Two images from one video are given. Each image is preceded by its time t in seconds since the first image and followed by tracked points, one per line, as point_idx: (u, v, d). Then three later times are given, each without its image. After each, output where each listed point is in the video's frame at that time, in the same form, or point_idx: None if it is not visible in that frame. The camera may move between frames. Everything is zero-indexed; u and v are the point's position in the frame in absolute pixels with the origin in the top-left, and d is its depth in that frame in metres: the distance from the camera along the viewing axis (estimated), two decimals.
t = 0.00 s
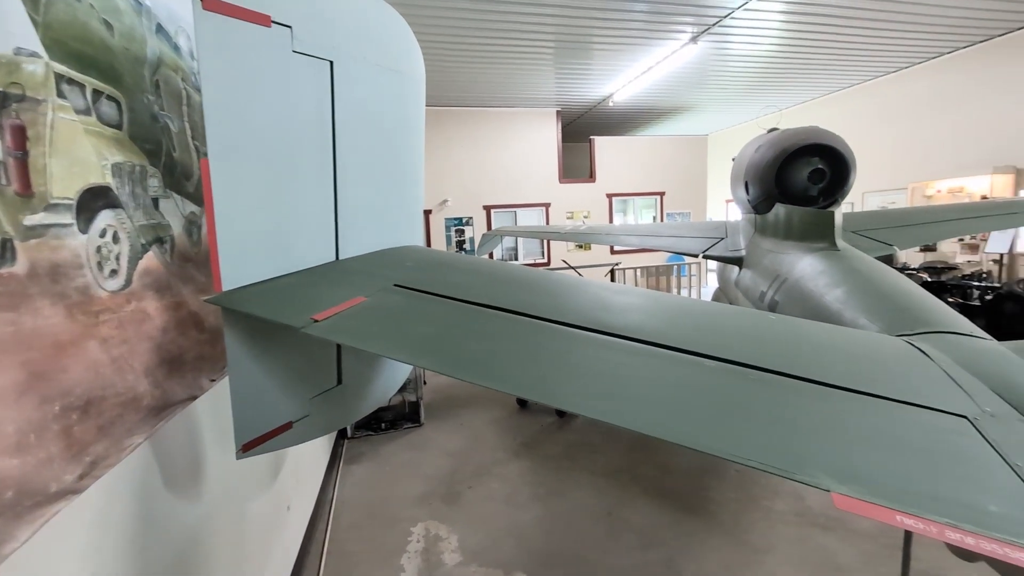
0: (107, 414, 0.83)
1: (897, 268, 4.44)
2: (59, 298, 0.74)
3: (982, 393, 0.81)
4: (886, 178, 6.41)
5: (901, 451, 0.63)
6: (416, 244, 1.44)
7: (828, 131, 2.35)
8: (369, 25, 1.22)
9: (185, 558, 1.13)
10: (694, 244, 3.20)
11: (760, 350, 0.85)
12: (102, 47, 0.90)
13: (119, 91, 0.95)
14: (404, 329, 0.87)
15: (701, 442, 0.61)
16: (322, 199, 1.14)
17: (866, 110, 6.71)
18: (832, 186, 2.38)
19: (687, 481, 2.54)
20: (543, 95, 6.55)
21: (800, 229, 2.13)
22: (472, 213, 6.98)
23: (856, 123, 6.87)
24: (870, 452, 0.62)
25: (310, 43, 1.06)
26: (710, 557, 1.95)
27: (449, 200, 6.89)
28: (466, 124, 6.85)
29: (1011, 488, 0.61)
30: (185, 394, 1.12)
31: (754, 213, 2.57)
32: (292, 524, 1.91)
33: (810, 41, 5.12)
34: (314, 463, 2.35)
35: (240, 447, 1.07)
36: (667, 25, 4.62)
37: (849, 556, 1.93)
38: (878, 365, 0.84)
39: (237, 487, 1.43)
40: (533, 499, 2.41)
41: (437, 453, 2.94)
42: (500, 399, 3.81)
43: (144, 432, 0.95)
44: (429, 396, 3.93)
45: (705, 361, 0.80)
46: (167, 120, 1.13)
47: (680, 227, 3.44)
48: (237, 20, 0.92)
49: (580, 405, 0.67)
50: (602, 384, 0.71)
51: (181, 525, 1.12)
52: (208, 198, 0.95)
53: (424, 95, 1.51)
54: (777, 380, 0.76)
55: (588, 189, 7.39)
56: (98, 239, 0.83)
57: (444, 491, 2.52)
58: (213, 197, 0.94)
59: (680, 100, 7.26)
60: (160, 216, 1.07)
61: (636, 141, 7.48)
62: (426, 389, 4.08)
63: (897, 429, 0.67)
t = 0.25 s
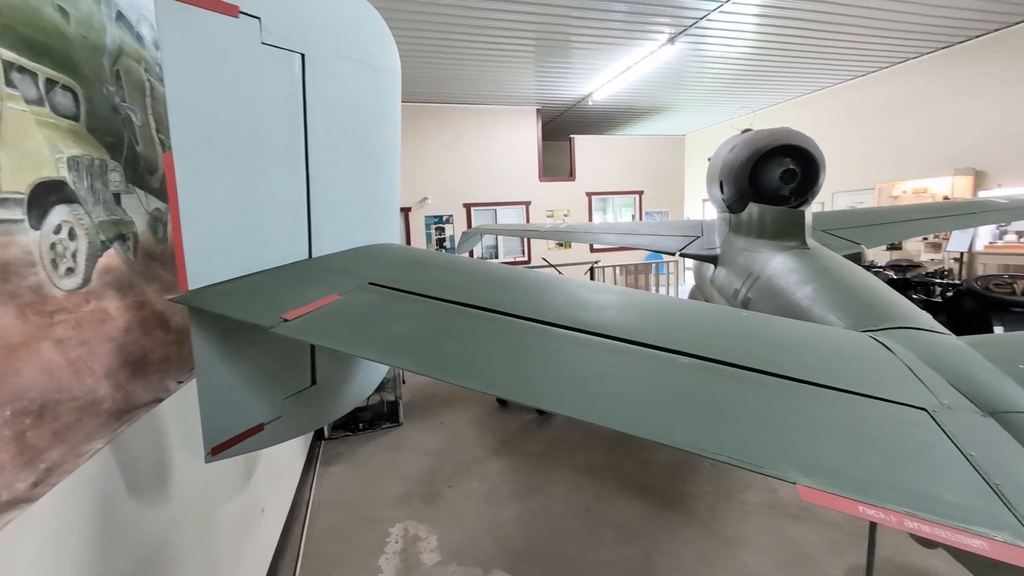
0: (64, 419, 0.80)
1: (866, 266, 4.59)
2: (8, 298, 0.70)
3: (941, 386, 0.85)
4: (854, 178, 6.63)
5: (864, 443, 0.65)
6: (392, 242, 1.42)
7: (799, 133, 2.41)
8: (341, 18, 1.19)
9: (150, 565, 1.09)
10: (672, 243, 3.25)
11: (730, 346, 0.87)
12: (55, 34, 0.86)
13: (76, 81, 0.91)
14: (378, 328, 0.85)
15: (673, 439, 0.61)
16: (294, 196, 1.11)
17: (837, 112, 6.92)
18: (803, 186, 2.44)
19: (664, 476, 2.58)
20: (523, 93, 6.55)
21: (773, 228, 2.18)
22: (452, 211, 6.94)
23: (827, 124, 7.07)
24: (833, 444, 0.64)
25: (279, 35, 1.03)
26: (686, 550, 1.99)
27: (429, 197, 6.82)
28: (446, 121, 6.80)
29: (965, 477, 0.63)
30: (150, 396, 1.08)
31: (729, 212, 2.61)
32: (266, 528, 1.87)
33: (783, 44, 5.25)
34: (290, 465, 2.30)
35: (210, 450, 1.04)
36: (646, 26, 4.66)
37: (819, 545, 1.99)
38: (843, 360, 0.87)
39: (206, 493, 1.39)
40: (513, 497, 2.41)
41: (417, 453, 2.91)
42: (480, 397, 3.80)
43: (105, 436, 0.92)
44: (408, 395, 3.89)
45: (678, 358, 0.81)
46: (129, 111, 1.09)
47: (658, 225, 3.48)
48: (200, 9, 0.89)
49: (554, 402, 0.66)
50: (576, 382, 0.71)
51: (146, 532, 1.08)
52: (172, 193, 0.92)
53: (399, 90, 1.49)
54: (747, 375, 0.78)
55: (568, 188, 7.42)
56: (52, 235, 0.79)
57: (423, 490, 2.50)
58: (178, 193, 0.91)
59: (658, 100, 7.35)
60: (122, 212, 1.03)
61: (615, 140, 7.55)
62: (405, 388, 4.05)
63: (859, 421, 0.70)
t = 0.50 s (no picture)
0: (18, 423, 0.76)
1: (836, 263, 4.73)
2: None
3: (905, 379, 0.88)
4: (826, 178, 6.83)
5: (830, 436, 0.67)
6: (369, 239, 1.40)
7: (773, 133, 2.47)
8: (314, 10, 1.17)
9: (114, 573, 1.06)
10: (650, 240, 3.29)
11: (704, 342, 0.88)
12: (6, 20, 0.81)
13: (30, 70, 0.87)
14: (351, 325, 0.83)
15: (645, 433, 0.62)
16: (265, 191, 1.08)
17: (809, 114, 7.10)
18: (776, 185, 2.50)
19: (642, 471, 2.62)
20: (504, 90, 6.53)
21: (747, 226, 2.23)
22: (433, 208, 6.89)
23: (800, 125, 7.26)
24: (801, 437, 0.66)
25: (249, 25, 1.00)
26: (663, 543, 2.02)
27: (409, 195, 6.75)
28: (426, 117, 6.74)
29: (924, 466, 0.65)
30: (114, 399, 1.04)
31: (705, 211, 2.65)
32: (240, 532, 1.82)
33: (758, 46, 5.36)
34: (265, 467, 2.25)
35: (178, 453, 1.01)
36: (625, 25, 4.70)
37: (791, 535, 2.05)
38: (812, 355, 0.89)
39: (176, 498, 1.35)
40: (493, 494, 2.41)
41: (396, 452, 2.89)
42: (461, 395, 3.79)
43: (64, 441, 0.88)
44: (388, 394, 3.86)
45: (653, 354, 0.82)
46: (90, 103, 1.04)
47: (637, 223, 3.52)
48: None
49: (528, 398, 0.66)
50: (551, 378, 0.71)
51: (111, 539, 1.04)
52: (135, 187, 0.89)
53: (376, 85, 1.46)
54: (720, 371, 0.79)
55: (549, 185, 7.44)
56: (4, 231, 0.76)
57: (402, 490, 2.48)
58: (141, 186, 0.87)
59: (638, 99, 7.43)
60: (82, 207, 0.99)
61: (596, 138, 7.60)
62: (385, 387, 4.01)
63: (826, 414, 0.71)
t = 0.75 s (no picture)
0: None
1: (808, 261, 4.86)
2: None
3: (869, 373, 0.90)
4: (799, 178, 7.01)
5: (796, 429, 0.68)
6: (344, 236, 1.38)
7: (747, 133, 2.52)
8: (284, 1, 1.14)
9: None
10: (629, 238, 3.32)
11: (677, 338, 0.89)
12: None
13: None
14: (322, 323, 0.82)
15: (616, 429, 0.62)
16: (233, 186, 1.05)
17: (784, 115, 7.27)
18: (750, 184, 2.55)
19: (621, 466, 2.65)
20: (485, 87, 6.51)
21: (722, 224, 2.27)
22: (413, 205, 6.82)
23: (775, 125, 7.42)
24: (768, 431, 0.67)
25: (216, 15, 0.97)
26: (641, 536, 2.05)
27: (389, 191, 6.68)
28: (406, 113, 6.67)
29: (884, 457, 0.67)
30: (74, 402, 1.01)
31: (682, 209, 2.69)
32: (212, 536, 1.78)
33: (735, 47, 5.46)
34: (238, 469, 2.20)
35: (143, 456, 0.99)
36: (605, 24, 4.73)
37: (763, 526, 2.10)
38: (781, 351, 0.91)
39: (143, 503, 1.31)
40: (473, 492, 2.41)
41: (375, 452, 2.86)
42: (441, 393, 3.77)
43: (18, 446, 0.85)
44: (367, 394, 3.81)
45: (626, 351, 0.82)
46: (45, 93, 0.99)
47: (616, 221, 3.56)
48: None
49: (500, 395, 0.65)
50: (525, 374, 0.71)
51: (72, 547, 1.01)
52: (93, 180, 0.85)
53: (350, 80, 1.44)
54: (690, 366, 0.80)
55: (530, 183, 7.45)
56: None
57: (381, 489, 2.46)
58: (99, 180, 0.83)
59: (618, 98, 7.49)
60: (37, 202, 0.94)
61: (576, 136, 7.64)
62: (364, 386, 3.96)
63: (792, 407, 0.73)
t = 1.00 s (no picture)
0: None
1: (783, 259, 4.98)
2: None
3: (837, 367, 0.93)
4: (775, 177, 7.17)
5: (766, 424, 0.70)
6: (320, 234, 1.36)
7: (724, 133, 2.56)
8: None
9: None
10: (609, 236, 3.34)
11: (652, 334, 0.90)
12: None
13: None
14: (295, 323, 0.80)
15: (591, 426, 0.62)
16: (203, 181, 1.02)
17: (760, 115, 7.42)
18: (727, 183, 2.59)
19: (602, 461, 2.68)
20: (466, 83, 6.47)
21: (700, 222, 2.31)
22: (394, 202, 6.75)
23: (752, 126, 7.57)
24: (738, 425, 0.69)
25: (183, 5, 0.94)
26: (621, 530, 2.07)
27: (369, 188, 6.59)
28: (386, 109, 6.58)
29: (850, 449, 0.69)
30: (31, 405, 0.97)
31: (662, 207, 2.73)
32: (185, 541, 1.74)
33: (713, 48, 5.54)
34: (213, 472, 2.15)
35: (109, 460, 0.95)
36: (585, 22, 4.75)
37: (739, 517, 2.15)
38: (754, 346, 0.93)
39: (109, 510, 1.26)
40: (454, 490, 2.41)
41: (355, 452, 2.83)
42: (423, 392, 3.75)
43: None
44: (347, 393, 3.77)
45: (602, 348, 0.83)
46: None
47: (596, 219, 3.58)
48: None
49: (476, 393, 0.65)
50: (501, 372, 0.71)
51: (32, 556, 0.97)
52: (51, 175, 0.81)
53: (326, 75, 1.42)
54: (665, 363, 0.81)
55: (512, 180, 7.44)
56: None
57: (361, 489, 2.43)
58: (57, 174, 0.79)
59: (599, 97, 7.54)
60: None
61: (558, 135, 7.66)
62: (344, 386, 3.91)
63: (763, 402, 0.75)
